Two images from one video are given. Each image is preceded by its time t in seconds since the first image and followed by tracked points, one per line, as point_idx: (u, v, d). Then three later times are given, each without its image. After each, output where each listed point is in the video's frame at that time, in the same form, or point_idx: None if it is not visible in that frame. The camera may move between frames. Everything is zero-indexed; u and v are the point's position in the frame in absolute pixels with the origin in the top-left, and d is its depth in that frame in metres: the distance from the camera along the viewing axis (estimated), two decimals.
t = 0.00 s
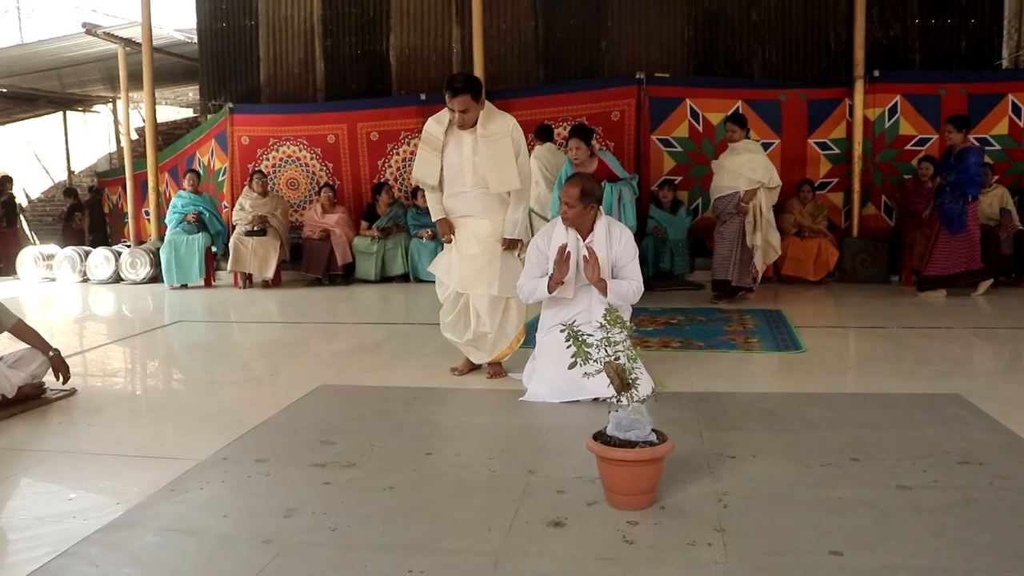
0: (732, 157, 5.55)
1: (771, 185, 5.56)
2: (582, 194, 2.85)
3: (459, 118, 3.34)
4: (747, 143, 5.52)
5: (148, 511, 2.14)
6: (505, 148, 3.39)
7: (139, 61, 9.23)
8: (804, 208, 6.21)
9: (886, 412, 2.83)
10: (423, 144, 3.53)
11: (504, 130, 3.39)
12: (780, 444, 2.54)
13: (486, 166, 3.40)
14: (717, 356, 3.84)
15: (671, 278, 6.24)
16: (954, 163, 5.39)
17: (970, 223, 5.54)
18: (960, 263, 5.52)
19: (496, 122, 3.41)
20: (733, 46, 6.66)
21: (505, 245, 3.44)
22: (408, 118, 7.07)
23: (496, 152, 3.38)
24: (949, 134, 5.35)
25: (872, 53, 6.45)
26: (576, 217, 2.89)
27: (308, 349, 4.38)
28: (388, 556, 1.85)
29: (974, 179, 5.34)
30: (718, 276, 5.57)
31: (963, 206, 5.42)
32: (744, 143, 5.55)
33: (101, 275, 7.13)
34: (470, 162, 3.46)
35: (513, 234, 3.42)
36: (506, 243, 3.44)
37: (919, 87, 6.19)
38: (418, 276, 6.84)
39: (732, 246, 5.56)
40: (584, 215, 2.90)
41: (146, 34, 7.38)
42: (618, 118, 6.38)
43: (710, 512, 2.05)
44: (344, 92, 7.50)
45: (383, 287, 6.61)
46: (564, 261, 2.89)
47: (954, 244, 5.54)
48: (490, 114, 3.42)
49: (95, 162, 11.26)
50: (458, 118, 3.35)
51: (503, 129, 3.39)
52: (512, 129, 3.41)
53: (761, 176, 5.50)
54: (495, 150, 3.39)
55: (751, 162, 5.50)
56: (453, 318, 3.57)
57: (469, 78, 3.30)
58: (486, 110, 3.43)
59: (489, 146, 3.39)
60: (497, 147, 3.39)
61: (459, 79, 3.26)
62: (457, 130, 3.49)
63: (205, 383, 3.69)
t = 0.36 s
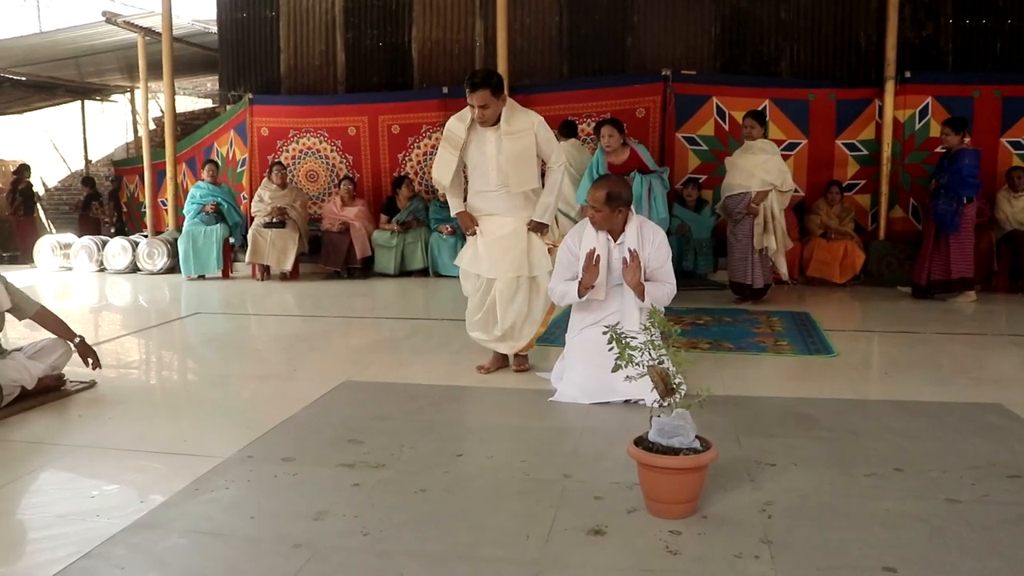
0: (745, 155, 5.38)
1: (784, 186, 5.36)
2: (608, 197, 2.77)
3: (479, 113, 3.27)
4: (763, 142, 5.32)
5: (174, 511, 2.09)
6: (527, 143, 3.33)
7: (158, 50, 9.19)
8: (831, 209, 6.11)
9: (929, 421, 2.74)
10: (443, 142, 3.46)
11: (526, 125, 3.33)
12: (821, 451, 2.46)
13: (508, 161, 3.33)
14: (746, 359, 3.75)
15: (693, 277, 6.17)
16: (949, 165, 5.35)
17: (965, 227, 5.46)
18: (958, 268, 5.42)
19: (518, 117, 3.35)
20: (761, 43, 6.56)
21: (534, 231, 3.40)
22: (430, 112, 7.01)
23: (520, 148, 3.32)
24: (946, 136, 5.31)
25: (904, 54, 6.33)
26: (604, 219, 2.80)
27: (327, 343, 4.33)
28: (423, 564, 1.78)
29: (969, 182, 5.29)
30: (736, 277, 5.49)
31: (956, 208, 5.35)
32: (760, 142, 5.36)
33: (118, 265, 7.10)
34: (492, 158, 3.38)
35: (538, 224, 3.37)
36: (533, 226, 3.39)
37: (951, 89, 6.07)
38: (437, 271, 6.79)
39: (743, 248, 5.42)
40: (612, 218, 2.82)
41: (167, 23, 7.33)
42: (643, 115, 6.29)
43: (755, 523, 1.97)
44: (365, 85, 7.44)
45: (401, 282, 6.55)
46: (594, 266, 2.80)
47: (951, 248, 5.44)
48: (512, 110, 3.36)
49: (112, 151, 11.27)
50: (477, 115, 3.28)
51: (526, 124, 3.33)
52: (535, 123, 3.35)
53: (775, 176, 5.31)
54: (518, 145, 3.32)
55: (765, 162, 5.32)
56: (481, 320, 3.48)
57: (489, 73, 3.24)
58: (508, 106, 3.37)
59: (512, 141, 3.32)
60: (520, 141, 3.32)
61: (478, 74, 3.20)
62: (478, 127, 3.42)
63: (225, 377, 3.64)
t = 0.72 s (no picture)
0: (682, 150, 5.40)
1: (725, 180, 5.38)
2: (580, 195, 2.67)
3: (455, 145, 3.21)
4: (702, 136, 5.34)
5: (149, 550, 1.97)
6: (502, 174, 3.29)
7: (89, 60, 8.85)
8: (782, 200, 6.14)
9: (908, 406, 2.75)
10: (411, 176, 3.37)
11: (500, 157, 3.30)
12: (808, 443, 2.45)
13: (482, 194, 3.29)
14: (717, 352, 3.74)
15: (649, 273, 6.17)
16: (869, 151, 5.51)
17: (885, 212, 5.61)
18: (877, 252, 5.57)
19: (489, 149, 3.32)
20: (707, 37, 6.60)
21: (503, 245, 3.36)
22: (377, 116, 6.87)
23: (493, 181, 3.29)
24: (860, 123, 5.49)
25: (844, 44, 6.44)
26: (576, 219, 2.73)
27: (287, 357, 4.18)
28: None
29: (887, 167, 5.47)
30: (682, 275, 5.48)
31: (879, 193, 5.50)
32: (698, 136, 5.37)
33: (56, 285, 6.79)
34: (465, 190, 3.33)
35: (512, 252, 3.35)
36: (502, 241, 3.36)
37: (892, 78, 6.16)
38: (390, 277, 6.65)
39: (687, 243, 5.43)
40: (583, 218, 2.74)
41: (99, 31, 7.04)
42: (592, 112, 6.25)
43: (757, 522, 1.94)
44: (309, 90, 7.27)
45: (356, 290, 6.41)
46: (569, 265, 2.75)
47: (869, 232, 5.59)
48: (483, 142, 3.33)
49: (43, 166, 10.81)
50: (452, 147, 3.23)
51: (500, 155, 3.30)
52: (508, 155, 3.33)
53: (713, 171, 5.32)
54: (493, 176, 3.29)
55: (703, 156, 5.32)
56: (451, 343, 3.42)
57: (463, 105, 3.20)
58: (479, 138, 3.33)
59: (485, 174, 3.29)
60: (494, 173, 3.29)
61: (454, 106, 3.16)
62: (448, 161, 3.36)
63: (183, 399, 3.47)
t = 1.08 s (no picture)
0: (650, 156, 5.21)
1: (697, 185, 5.18)
2: (576, 205, 2.64)
3: (459, 205, 3.09)
4: (672, 143, 5.15)
5: None
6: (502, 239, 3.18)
7: (63, 73, 8.68)
8: (767, 207, 6.12)
9: (914, 417, 2.71)
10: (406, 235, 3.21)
11: (501, 221, 3.19)
12: (818, 457, 2.39)
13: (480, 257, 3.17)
14: (713, 363, 3.68)
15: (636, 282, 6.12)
16: (830, 161, 5.58)
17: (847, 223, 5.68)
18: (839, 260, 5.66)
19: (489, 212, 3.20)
20: (687, 45, 6.59)
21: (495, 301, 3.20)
22: (356, 126, 6.76)
23: (492, 244, 3.17)
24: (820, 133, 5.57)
25: (824, 49, 6.45)
26: (572, 228, 2.68)
27: (273, 373, 4.07)
28: None
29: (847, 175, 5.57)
30: (657, 283, 5.28)
31: (842, 203, 5.61)
32: (669, 143, 5.17)
33: (31, 301, 6.61)
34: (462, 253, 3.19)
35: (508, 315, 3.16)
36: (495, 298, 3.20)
37: (874, 83, 6.18)
38: (373, 290, 6.53)
39: (659, 250, 5.21)
40: (580, 228, 2.69)
41: (72, 43, 6.89)
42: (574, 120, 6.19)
43: (775, 542, 1.88)
44: (286, 101, 7.17)
45: (339, 304, 6.29)
46: (567, 274, 2.66)
47: (831, 241, 5.68)
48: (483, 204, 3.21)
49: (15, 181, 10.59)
50: (455, 208, 3.11)
51: (500, 220, 3.18)
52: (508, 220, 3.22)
53: (681, 175, 5.10)
54: (492, 242, 3.17)
55: (672, 161, 5.11)
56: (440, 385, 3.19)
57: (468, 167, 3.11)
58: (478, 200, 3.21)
59: (484, 237, 3.17)
60: (492, 238, 3.17)
61: (460, 168, 3.07)
62: (446, 220, 3.23)
63: (167, 419, 3.35)
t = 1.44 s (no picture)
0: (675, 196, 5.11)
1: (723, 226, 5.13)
2: (614, 249, 2.57)
3: (496, 244, 2.94)
4: (695, 182, 5.09)
5: None
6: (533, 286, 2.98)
7: (93, 102, 8.79)
8: (797, 250, 6.03)
9: (959, 475, 2.60)
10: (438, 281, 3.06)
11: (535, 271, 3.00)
12: (860, 515, 2.29)
13: (508, 303, 2.97)
14: (745, 410, 3.57)
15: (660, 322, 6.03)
16: (842, 205, 5.28)
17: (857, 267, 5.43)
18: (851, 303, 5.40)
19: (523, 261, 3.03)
20: (716, 84, 6.56)
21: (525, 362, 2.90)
22: (382, 160, 6.76)
23: (522, 292, 2.97)
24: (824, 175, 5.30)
25: (856, 91, 6.40)
26: (609, 274, 2.60)
27: (294, 408, 4.01)
28: None
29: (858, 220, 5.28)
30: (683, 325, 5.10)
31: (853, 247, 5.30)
32: (692, 185, 5.11)
33: (54, 328, 6.61)
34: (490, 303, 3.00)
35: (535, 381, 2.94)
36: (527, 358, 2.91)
37: (908, 125, 6.10)
38: (396, 325, 6.46)
39: (688, 293, 5.06)
40: (618, 272, 2.62)
41: (102, 74, 6.97)
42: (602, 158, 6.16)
43: None
44: (311, 134, 7.19)
45: (360, 338, 6.25)
46: (601, 320, 2.57)
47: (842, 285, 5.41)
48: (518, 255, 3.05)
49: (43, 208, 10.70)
50: (490, 246, 2.94)
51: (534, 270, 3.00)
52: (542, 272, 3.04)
53: (706, 215, 5.03)
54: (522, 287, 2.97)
55: (699, 200, 5.04)
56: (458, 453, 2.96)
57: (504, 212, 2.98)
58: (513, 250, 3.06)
59: (516, 283, 2.98)
60: (523, 286, 2.98)
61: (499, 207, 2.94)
62: (478, 263, 3.06)
63: (186, 452, 3.30)
